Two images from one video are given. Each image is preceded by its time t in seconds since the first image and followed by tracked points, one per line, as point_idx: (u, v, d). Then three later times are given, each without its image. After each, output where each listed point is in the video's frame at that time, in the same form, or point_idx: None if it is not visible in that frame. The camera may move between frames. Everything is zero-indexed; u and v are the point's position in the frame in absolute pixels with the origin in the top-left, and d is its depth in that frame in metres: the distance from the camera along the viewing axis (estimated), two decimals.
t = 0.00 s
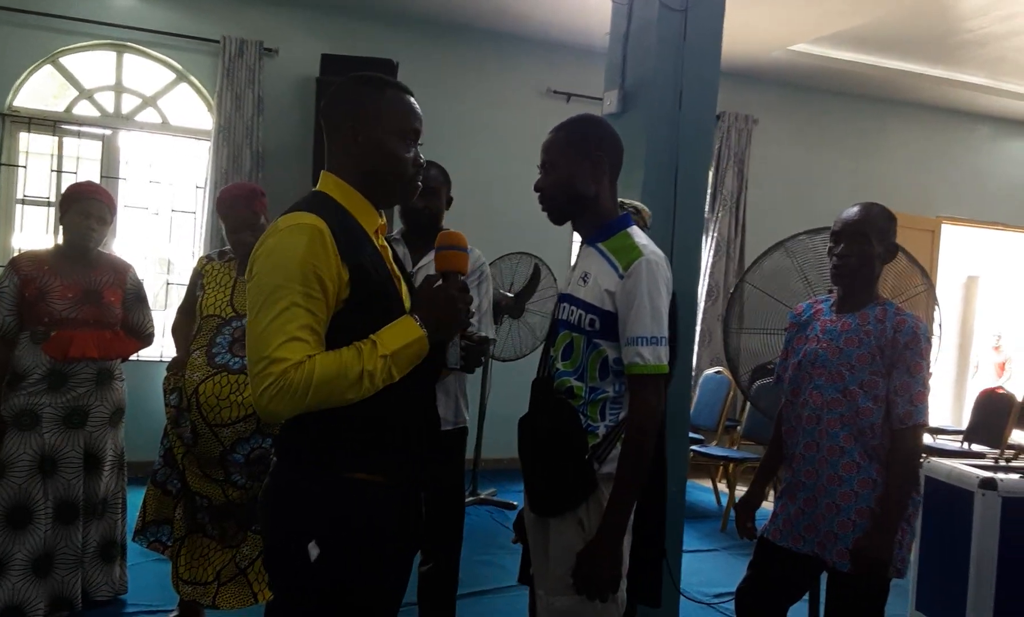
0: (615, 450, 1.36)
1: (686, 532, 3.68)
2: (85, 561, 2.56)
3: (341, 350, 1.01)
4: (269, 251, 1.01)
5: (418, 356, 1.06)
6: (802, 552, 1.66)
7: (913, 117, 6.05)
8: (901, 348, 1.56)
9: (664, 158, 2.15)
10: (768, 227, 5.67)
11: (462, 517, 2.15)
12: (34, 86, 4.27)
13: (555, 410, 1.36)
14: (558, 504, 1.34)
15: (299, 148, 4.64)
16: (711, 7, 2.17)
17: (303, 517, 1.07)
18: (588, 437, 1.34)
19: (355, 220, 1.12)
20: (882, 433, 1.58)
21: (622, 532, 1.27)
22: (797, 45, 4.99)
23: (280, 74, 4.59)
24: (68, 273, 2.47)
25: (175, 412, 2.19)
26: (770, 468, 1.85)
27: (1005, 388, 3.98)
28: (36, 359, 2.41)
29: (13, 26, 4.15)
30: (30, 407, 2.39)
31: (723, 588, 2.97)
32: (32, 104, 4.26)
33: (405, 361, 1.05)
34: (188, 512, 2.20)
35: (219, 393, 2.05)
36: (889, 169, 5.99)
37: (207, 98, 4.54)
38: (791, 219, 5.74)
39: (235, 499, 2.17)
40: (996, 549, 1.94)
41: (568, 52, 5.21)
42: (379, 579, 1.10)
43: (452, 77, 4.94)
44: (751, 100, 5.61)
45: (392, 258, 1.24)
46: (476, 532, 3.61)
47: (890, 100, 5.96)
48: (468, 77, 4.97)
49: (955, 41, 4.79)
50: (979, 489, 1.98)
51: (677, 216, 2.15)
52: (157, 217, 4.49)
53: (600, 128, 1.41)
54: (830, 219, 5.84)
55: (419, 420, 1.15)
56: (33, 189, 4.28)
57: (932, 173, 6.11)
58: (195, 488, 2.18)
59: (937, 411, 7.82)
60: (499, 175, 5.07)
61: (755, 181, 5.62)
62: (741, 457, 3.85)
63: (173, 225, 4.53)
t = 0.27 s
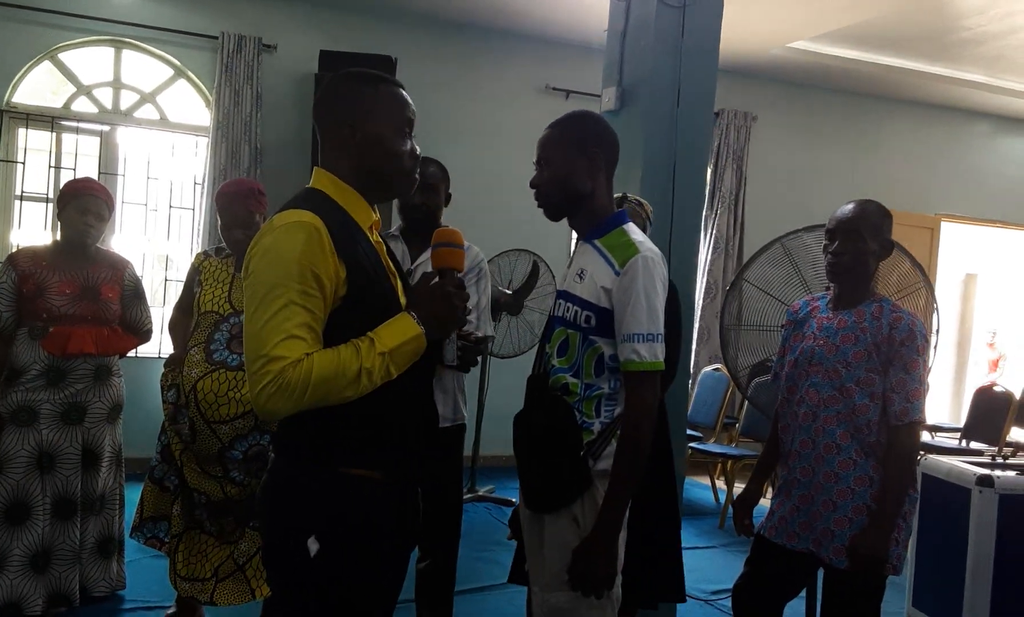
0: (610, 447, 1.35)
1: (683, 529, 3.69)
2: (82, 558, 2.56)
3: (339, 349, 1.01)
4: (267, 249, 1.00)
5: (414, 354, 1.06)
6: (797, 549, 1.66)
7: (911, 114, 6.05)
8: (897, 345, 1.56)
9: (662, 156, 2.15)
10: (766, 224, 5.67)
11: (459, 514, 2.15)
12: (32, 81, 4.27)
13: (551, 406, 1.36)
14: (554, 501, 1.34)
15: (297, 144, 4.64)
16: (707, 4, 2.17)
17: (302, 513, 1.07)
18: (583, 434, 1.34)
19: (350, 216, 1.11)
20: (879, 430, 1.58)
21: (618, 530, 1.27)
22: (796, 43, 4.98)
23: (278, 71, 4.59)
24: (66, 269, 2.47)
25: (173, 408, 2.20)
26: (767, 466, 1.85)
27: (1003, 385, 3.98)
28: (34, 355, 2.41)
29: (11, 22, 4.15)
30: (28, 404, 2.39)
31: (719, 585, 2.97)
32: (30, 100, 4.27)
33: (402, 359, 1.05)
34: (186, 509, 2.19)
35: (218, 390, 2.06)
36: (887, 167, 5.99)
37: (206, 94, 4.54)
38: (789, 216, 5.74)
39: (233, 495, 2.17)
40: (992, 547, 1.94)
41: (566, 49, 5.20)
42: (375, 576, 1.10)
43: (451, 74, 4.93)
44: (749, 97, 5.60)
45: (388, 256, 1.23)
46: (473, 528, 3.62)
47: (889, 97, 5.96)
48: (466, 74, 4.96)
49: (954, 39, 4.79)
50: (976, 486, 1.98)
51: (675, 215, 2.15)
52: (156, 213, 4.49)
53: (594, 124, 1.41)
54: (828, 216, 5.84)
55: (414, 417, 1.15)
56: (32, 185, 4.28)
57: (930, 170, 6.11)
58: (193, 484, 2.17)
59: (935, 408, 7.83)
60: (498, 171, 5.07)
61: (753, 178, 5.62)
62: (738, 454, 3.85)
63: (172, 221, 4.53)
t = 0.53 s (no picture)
0: (605, 444, 1.36)
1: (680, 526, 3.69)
2: (80, 553, 2.55)
3: (350, 348, 1.01)
4: (278, 248, 0.99)
5: (418, 353, 1.07)
6: (790, 546, 1.66)
7: (911, 113, 6.05)
8: (893, 344, 1.56)
9: (660, 154, 2.15)
10: (764, 222, 5.68)
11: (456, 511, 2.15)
12: (31, 77, 4.27)
13: (546, 403, 1.36)
14: (548, 497, 1.35)
15: (296, 141, 4.64)
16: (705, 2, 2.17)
17: (298, 510, 1.07)
18: (579, 430, 1.34)
19: (349, 208, 1.12)
20: (874, 428, 1.58)
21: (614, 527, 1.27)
22: (795, 41, 4.98)
23: (277, 67, 4.59)
24: (64, 265, 2.47)
25: (169, 404, 2.20)
26: (763, 464, 1.85)
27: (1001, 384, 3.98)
28: (31, 351, 2.42)
29: (9, 17, 4.15)
30: (26, 398, 2.40)
31: (716, 583, 2.97)
32: (29, 96, 4.27)
33: (408, 358, 1.06)
34: (183, 505, 2.20)
35: (216, 386, 2.06)
36: (886, 165, 5.99)
37: (204, 90, 4.54)
38: (788, 214, 5.74)
39: (230, 491, 2.17)
40: (988, 545, 1.95)
41: (565, 47, 5.20)
42: (369, 573, 1.10)
43: (450, 71, 4.93)
44: (748, 95, 5.60)
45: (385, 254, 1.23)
46: (470, 525, 3.62)
47: (888, 95, 5.95)
48: (465, 71, 4.96)
49: (953, 37, 4.79)
50: (972, 484, 1.98)
51: (673, 213, 2.15)
52: (154, 209, 4.49)
53: (590, 120, 1.41)
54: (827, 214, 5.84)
55: (410, 414, 1.15)
56: (30, 181, 4.28)
57: (929, 168, 6.11)
58: (190, 480, 2.17)
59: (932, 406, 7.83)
60: (496, 169, 5.07)
61: (752, 176, 5.62)
62: (736, 452, 3.86)
63: (170, 217, 4.53)
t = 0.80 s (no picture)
0: (604, 441, 1.36)
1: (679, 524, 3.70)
2: (79, 549, 2.56)
3: (370, 351, 1.02)
4: (297, 252, 0.98)
5: (429, 350, 1.09)
6: (785, 543, 1.67)
7: (911, 111, 6.05)
8: (891, 342, 1.56)
9: (658, 152, 2.15)
10: (764, 220, 5.68)
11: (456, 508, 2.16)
12: (31, 73, 4.27)
13: (546, 400, 1.36)
14: (548, 495, 1.35)
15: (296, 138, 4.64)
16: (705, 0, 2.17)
17: (302, 512, 1.07)
18: (578, 428, 1.35)
19: (344, 202, 1.12)
20: (871, 426, 1.59)
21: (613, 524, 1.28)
22: (795, 39, 4.98)
23: (277, 64, 4.59)
24: (63, 261, 2.48)
25: (169, 400, 2.20)
26: (761, 463, 1.85)
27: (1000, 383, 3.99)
28: (30, 346, 2.42)
29: (10, 13, 4.14)
30: (25, 395, 2.41)
31: (714, 580, 2.98)
32: (29, 92, 4.27)
33: (420, 356, 1.08)
34: (182, 500, 2.20)
35: (215, 382, 2.06)
36: (886, 164, 5.99)
37: (204, 86, 4.53)
38: (788, 213, 5.75)
39: (230, 487, 2.17)
40: (985, 543, 1.95)
41: (566, 44, 5.20)
42: (369, 570, 1.11)
43: (451, 68, 4.93)
44: (749, 93, 5.60)
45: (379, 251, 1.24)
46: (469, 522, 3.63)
47: (888, 93, 5.95)
48: (465, 69, 4.96)
49: (954, 36, 4.79)
50: (970, 482, 1.99)
51: (673, 211, 2.16)
52: (154, 205, 4.49)
53: (590, 118, 1.41)
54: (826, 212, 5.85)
55: (410, 412, 1.15)
56: (30, 177, 4.28)
57: (929, 167, 6.11)
58: (190, 476, 2.17)
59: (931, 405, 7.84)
60: (496, 166, 5.07)
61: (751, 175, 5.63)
62: (734, 450, 3.86)
63: (170, 214, 4.53)
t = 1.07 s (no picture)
0: (603, 441, 1.37)
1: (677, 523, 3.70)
2: (77, 546, 2.56)
3: (366, 346, 1.02)
4: (297, 244, 0.98)
5: (425, 349, 1.10)
6: (781, 543, 1.67)
7: (910, 112, 6.06)
8: (889, 342, 1.57)
9: (657, 152, 2.16)
10: (763, 220, 5.68)
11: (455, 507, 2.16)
12: (30, 70, 4.27)
13: (546, 399, 1.37)
14: (547, 494, 1.35)
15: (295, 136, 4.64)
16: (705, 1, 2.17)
17: (294, 509, 1.07)
18: (576, 427, 1.35)
19: (342, 196, 1.12)
20: (869, 426, 1.59)
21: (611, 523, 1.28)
22: (795, 39, 4.99)
23: (277, 62, 4.59)
24: (62, 258, 2.48)
25: (168, 398, 2.19)
26: (759, 462, 1.86)
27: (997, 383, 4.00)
28: (29, 344, 2.43)
29: (10, 11, 4.14)
30: (24, 392, 2.41)
31: (711, 579, 2.99)
32: (29, 90, 4.27)
33: (416, 354, 1.08)
34: (181, 498, 2.20)
35: (214, 380, 2.07)
36: (885, 164, 6.00)
37: (204, 84, 4.53)
38: (786, 213, 5.75)
39: (228, 485, 2.18)
40: (981, 543, 1.96)
41: (565, 44, 5.20)
42: (366, 569, 1.12)
43: (450, 67, 4.93)
44: (748, 93, 5.61)
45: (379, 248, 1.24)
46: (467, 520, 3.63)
47: (887, 94, 5.96)
48: (465, 68, 4.96)
49: (953, 36, 4.80)
50: (966, 482, 2.00)
51: (671, 211, 2.16)
52: (153, 203, 4.50)
53: (589, 118, 1.42)
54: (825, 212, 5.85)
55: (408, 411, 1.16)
56: (29, 175, 4.28)
57: (928, 168, 6.12)
58: (190, 474, 2.18)
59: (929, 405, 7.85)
60: (495, 165, 5.07)
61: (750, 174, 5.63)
62: (732, 449, 3.87)
63: (169, 211, 4.53)
